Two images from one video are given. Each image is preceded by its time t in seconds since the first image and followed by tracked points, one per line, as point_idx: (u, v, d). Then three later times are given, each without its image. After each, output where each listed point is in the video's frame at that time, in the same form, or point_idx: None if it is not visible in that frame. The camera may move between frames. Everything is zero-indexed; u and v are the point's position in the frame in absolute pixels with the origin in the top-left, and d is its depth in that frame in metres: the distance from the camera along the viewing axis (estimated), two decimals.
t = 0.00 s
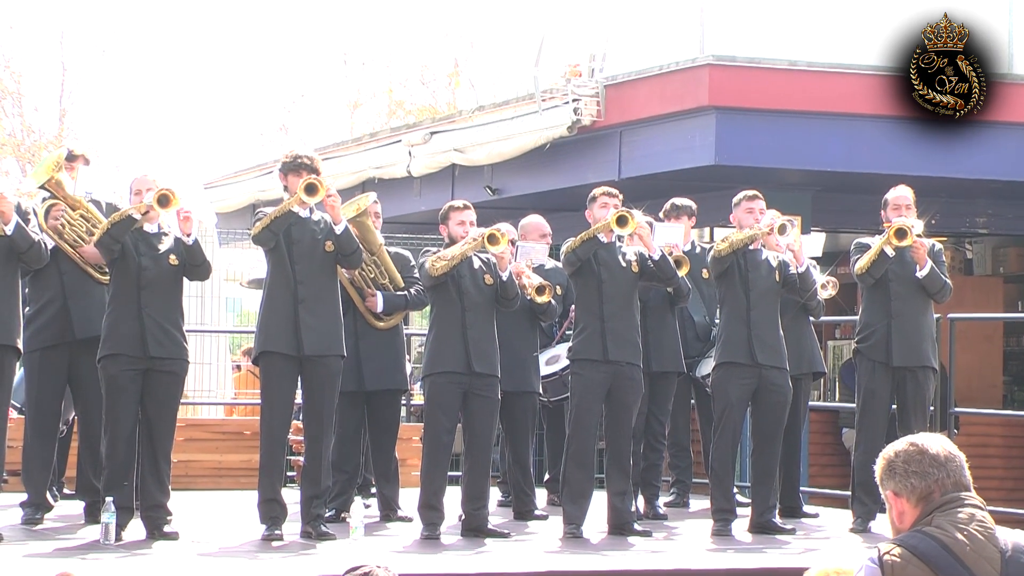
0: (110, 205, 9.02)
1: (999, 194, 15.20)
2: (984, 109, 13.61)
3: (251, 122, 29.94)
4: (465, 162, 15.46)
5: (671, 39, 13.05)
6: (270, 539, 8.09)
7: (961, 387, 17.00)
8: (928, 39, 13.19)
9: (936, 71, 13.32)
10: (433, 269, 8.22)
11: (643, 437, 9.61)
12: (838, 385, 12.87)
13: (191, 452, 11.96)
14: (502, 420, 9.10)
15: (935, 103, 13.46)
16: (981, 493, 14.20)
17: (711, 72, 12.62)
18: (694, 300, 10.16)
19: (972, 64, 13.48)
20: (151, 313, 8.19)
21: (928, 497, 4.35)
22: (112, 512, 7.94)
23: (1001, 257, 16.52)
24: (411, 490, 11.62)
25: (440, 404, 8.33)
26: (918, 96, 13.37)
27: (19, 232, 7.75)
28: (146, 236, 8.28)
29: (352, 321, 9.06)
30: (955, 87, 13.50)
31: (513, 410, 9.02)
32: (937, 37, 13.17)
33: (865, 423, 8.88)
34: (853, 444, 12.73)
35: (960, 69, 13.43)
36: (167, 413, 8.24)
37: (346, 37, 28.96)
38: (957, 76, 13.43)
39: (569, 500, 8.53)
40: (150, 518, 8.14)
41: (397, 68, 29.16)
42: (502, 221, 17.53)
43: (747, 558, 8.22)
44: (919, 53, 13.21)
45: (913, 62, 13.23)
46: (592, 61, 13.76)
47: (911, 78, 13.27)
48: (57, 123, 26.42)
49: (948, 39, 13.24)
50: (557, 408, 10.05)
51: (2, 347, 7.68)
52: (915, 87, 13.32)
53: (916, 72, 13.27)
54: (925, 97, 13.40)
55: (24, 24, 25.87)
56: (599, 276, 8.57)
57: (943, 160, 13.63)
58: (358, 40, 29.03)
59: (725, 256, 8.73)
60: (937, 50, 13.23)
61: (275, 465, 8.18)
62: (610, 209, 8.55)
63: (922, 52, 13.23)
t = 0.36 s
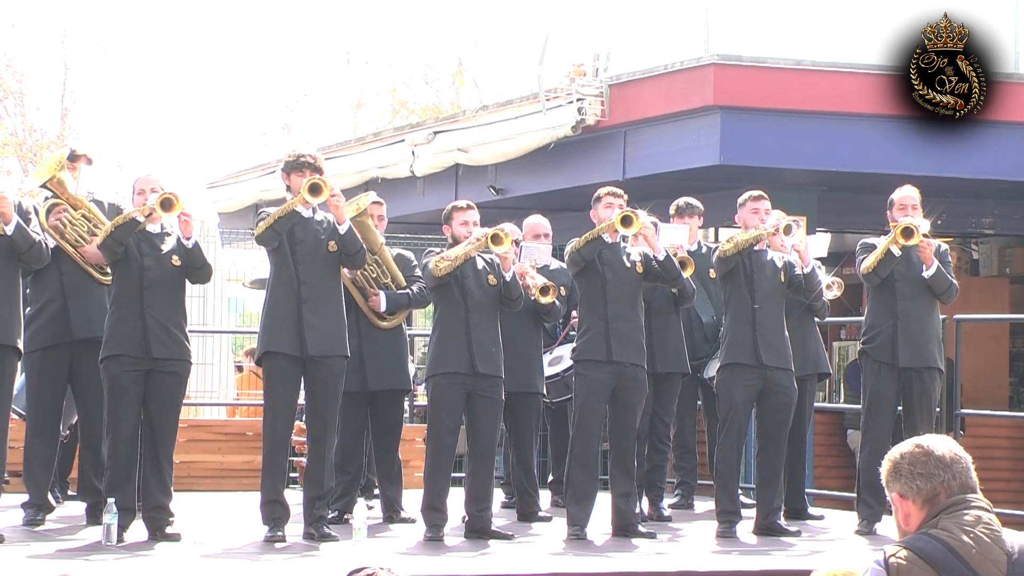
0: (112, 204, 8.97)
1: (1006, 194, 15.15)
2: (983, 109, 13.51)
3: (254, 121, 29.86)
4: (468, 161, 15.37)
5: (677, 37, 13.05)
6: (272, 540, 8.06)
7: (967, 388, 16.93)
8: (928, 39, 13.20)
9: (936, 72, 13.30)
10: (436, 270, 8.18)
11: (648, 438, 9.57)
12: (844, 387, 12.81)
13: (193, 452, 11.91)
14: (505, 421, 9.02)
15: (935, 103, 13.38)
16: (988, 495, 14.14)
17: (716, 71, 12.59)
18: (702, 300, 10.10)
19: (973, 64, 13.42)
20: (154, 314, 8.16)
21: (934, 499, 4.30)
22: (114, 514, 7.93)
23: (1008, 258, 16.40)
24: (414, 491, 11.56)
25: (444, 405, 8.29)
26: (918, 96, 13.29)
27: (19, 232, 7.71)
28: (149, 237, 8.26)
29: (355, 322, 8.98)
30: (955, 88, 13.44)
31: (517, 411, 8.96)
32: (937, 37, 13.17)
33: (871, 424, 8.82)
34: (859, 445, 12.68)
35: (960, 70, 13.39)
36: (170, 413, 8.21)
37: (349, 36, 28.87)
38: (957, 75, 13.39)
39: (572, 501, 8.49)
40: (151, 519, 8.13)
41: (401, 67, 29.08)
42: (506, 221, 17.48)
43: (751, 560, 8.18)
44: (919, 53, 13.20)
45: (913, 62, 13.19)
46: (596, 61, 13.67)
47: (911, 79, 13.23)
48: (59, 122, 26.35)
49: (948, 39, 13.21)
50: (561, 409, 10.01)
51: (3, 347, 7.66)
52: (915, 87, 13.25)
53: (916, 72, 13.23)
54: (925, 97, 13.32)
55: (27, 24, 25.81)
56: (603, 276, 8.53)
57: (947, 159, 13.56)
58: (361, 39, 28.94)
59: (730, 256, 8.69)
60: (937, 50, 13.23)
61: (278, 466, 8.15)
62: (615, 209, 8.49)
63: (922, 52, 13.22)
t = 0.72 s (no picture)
0: (113, 204, 8.92)
1: (1011, 194, 15.10)
2: (983, 109, 13.44)
3: (256, 121, 29.80)
4: (472, 161, 15.32)
5: (680, 37, 12.98)
6: (274, 542, 8.03)
7: (973, 388, 16.88)
8: (928, 39, 13.09)
9: (936, 72, 13.18)
10: (438, 270, 8.13)
11: (651, 439, 9.52)
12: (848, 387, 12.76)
13: (195, 454, 11.85)
14: (508, 423, 8.95)
15: (935, 102, 13.29)
16: (993, 497, 14.08)
17: (720, 70, 12.53)
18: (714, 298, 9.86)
19: (972, 64, 13.33)
20: (155, 315, 8.13)
21: (938, 501, 4.26)
22: (114, 515, 7.91)
23: (1014, 258, 16.48)
24: (417, 493, 11.50)
25: (447, 405, 8.24)
26: (918, 96, 13.21)
27: (19, 232, 7.68)
28: (150, 237, 8.22)
29: (358, 323, 8.92)
30: (955, 88, 13.36)
31: (520, 413, 8.88)
32: (937, 37, 13.06)
33: (876, 425, 8.77)
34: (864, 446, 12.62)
35: (960, 70, 13.28)
36: (171, 415, 8.18)
37: (351, 35, 28.79)
38: (957, 75, 13.28)
39: (576, 502, 8.45)
40: (152, 521, 8.10)
41: (404, 67, 28.99)
42: (509, 221, 17.44)
43: (755, 562, 8.13)
44: (919, 53, 13.08)
45: (913, 62, 13.08)
46: (599, 60, 13.67)
47: (911, 79, 13.12)
48: (60, 121, 26.30)
49: (948, 39, 13.11)
50: (564, 409, 9.94)
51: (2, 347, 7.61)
52: (915, 87, 13.17)
53: (917, 72, 13.11)
54: (925, 97, 13.23)
55: (27, 23, 25.76)
56: (607, 276, 8.48)
57: (951, 159, 13.51)
58: (364, 38, 28.87)
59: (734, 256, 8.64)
60: (938, 50, 13.09)
61: (280, 467, 8.11)
62: (618, 209, 8.42)
63: (922, 52, 13.09)
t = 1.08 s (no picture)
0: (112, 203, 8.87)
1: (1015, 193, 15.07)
2: (983, 110, 13.43)
3: (256, 121, 29.76)
4: (472, 160, 15.27)
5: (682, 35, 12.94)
6: (275, 543, 8.00)
7: (976, 388, 16.84)
8: (928, 39, 13.22)
9: (936, 71, 13.24)
10: (440, 270, 8.09)
11: (653, 439, 9.47)
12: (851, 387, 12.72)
13: (195, 454, 11.81)
14: (510, 423, 8.89)
15: (935, 103, 13.28)
16: (997, 497, 14.04)
17: (722, 69, 12.51)
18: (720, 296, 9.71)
19: (973, 64, 13.39)
20: (155, 315, 8.09)
21: (941, 501, 4.22)
22: (114, 516, 7.88)
23: (1018, 258, 16.36)
24: (418, 493, 11.45)
25: (448, 406, 8.21)
26: (918, 96, 13.18)
27: (18, 231, 7.65)
28: (150, 238, 8.18)
29: (359, 323, 8.87)
30: (955, 88, 13.36)
31: (521, 412, 8.82)
32: (937, 37, 13.21)
33: (879, 425, 8.72)
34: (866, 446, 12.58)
35: (960, 70, 13.33)
36: (171, 415, 8.14)
37: (352, 35, 28.75)
38: (958, 75, 13.33)
39: (578, 502, 8.41)
40: (152, 522, 8.06)
41: (404, 66, 28.95)
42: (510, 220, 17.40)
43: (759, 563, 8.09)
44: (919, 53, 13.14)
45: (913, 62, 13.10)
46: (601, 58, 13.59)
47: (911, 78, 13.11)
48: (59, 121, 26.26)
49: (948, 39, 13.25)
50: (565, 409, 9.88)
51: (2, 347, 7.57)
52: (915, 87, 13.14)
53: (917, 72, 13.11)
54: (925, 97, 13.22)
55: (26, 22, 25.73)
56: (608, 276, 8.44)
57: (953, 157, 13.46)
58: (364, 37, 28.84)
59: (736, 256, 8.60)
60: (938, 50, 13.23)
61: (282, 469, 8.07)
62: (620, 208, 8.38)
63: (923, 52, 13.16)
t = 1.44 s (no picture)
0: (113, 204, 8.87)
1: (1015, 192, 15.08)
2: (983, 110, 13.44)
3: (255, 121, 29.75)
4: (472, 160, 15.27)
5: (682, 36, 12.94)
6: (275, 543, 8.04)
7: (976, 388, 16.84)
8: (928, 39, 13.22)
9: (936, 71, 13.25)
10: (440, 271, 8.09)
11: (654, 439, 9.44)
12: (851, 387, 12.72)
13: (195, 455, 11.80)
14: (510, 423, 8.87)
15: (935, 103, 13.28)
16: (997, 497, 14.04)
17: (722, 69, 12.50)
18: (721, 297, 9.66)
19: (972, 64, 13.38)
20: (155, 316, 8.11)
21: (943, 501, 4.22)
22: (114, 517, 7.90)
23: (1018, 258, 16.35)
24: (419, 494, 11.43)
25: (448, 406, 8.21)
26: (918, 96, 13.18)
27: (17, 232, 7.65)
28: (150, 239, 8.19)
29: (359, 324, 8.85)
30: (955, 88, 13.37)
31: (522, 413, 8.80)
32: (937, 37, 13.21)
33: (880, 425, 8.72)
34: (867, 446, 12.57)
35: (960, 70, 13.34)
36: (171, 417, 8.17)
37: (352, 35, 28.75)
38: (957, 75, 13.33)
39: (578, 503, 8.41)
40: (153, 523, 8.06)
41: (404, 66, 28.94)
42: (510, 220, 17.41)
43: (759, 563, 8.09)
44: (919, 53, 13.15)
45: (913, 62, 13.09)
46: (601, 58, 13.58)
47: (911, 78, 13.10)
48: (59, 121, 26.27)
49: (948, 39, 13.25)
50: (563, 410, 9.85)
51: (2, 348, 7.57)
52: (915, 87, 13.14)
53: (917, 72, 13.11)
54: (925, 97, 13.22)
55: (26, 22, 25.75)
56: (609, 277, 8.44)
57: (953, 157, 13.46)
58: (364, 37, 28.84)
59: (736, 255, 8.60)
60: (937, 50, 13.23)
61: (282, 469, 8.11)
62: (620, 209, 8.37)
63: (923, 52, 13.17)
